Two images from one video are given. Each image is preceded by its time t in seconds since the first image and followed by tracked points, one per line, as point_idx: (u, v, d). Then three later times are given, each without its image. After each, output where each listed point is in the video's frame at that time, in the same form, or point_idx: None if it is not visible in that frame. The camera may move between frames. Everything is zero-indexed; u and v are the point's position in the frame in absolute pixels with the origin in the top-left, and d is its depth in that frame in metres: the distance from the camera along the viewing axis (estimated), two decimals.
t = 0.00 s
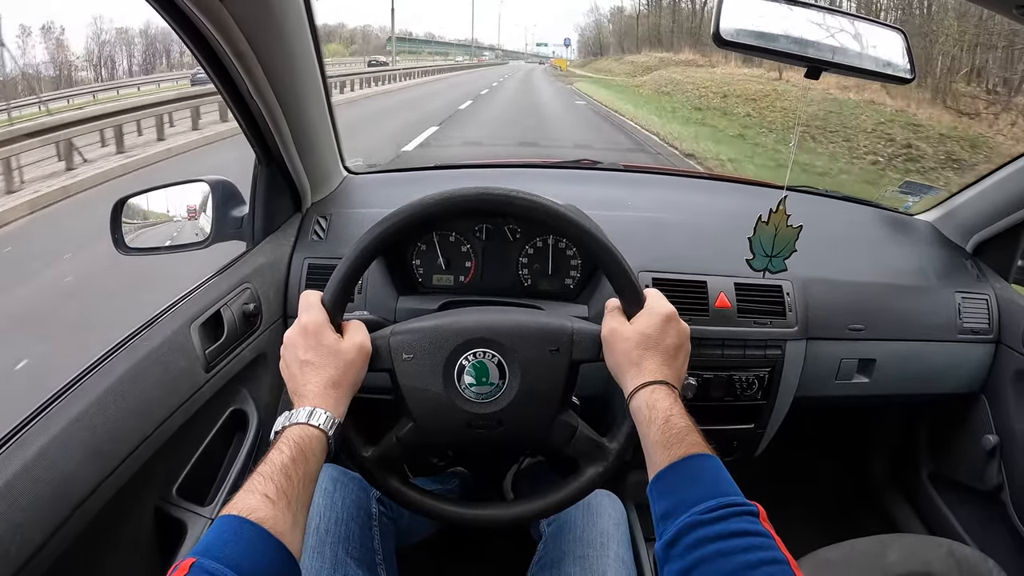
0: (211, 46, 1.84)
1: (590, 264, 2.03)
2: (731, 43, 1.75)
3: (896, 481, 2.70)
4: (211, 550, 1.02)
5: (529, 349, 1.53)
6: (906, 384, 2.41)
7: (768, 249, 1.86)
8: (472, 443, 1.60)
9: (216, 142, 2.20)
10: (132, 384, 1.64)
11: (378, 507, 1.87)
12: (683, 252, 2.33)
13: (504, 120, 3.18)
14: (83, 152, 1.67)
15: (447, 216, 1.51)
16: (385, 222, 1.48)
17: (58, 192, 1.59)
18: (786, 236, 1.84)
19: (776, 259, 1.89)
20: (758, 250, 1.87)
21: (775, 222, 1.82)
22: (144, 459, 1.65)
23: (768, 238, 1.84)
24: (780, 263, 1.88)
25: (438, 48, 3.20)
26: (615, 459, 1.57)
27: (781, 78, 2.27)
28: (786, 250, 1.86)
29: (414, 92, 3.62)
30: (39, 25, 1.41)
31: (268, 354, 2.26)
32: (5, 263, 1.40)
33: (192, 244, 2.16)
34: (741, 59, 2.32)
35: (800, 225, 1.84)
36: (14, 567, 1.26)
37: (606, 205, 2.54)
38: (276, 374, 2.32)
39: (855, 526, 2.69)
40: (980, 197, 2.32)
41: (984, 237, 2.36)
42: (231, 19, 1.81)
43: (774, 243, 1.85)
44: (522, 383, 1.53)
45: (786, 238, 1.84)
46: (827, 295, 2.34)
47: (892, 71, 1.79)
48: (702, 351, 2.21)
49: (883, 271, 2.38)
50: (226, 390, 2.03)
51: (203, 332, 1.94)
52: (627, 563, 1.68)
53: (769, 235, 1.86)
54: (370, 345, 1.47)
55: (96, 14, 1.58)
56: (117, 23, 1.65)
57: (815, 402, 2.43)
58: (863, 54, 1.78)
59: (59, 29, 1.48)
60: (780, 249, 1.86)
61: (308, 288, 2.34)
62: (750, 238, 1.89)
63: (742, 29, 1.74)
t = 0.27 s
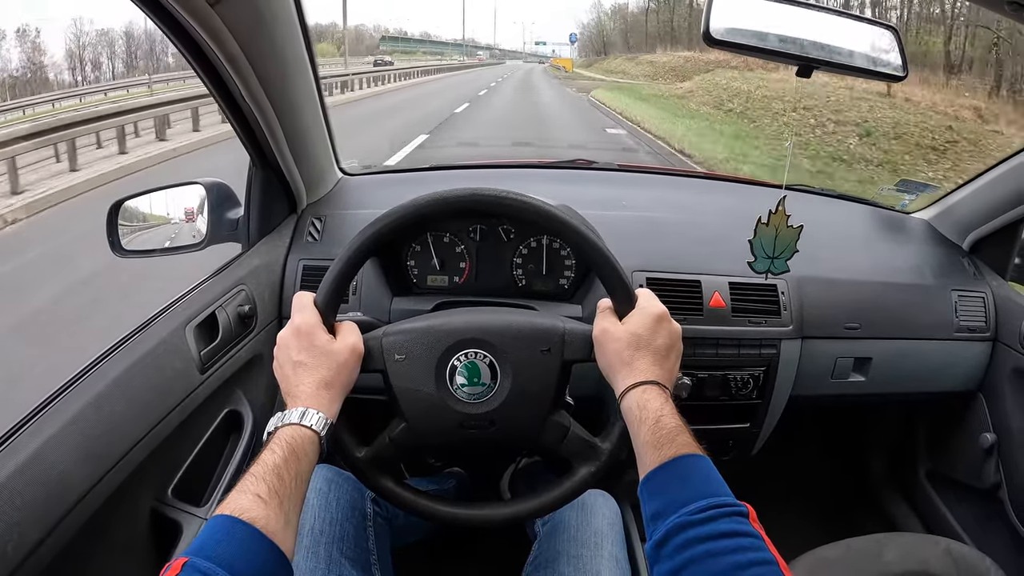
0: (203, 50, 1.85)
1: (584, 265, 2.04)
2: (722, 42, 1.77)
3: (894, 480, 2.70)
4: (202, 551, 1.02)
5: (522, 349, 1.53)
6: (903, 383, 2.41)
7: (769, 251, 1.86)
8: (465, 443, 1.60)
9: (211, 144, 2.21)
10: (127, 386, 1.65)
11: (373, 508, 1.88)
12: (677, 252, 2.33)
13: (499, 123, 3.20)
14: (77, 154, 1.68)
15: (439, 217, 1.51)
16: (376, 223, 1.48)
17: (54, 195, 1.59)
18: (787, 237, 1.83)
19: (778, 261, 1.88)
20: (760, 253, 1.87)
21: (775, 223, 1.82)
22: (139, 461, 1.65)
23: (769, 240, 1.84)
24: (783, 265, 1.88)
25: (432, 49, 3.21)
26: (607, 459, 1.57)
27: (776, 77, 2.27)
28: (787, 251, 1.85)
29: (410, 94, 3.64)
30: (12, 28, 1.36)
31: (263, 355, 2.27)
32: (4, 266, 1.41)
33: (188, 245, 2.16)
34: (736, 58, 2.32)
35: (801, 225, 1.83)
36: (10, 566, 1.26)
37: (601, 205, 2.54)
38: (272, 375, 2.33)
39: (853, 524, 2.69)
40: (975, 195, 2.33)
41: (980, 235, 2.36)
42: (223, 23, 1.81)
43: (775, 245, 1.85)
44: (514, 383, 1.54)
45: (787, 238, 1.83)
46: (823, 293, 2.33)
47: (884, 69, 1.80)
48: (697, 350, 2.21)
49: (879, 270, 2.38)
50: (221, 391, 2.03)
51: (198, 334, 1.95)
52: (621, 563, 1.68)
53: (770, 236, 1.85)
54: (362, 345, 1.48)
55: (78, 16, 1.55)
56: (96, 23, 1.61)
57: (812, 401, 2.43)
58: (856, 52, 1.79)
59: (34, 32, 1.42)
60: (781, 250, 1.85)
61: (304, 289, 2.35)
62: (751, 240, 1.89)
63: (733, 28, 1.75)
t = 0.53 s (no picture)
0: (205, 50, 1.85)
1: (585, 266, 2.04)
2: (723, 44, 1.76)
3: (893, 481, 2.70)
4: (206, 550, 1.03)
5: (524, 351, 1.53)
6: (903, 384, 2.41)
7: (761, 251, 1.86)
8: (467, 444, 1.61)
9: (212, 145, 2.21)
10: (128, 387, 1.65)
11: (375, 509, 1.88)
12: (678, 253, 2.34)
13: (501, 124, 3.21)
14: (79, 155, 1.68)
15: (442, 218, 1.51)
16: (379, 225, 1.48)
17: (57, 197, 1.60)
18: (779, 237, 1.84)
19: (768, 261, 1.89)
20: (751, 252, 1.87)
21: (768, 223, 1.82)
22: (141, 461, 1.65)
23: (761, 241, 1.84)
24: (774, 265, 1.89)
25: (430, 49, 3.21)
26: (609, 461, 1.57)
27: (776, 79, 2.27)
28: (779, 252, 1.86)
29: (410, 94, 3.64)
30: None
31: (265, 356, 2.27)
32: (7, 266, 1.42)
33: (188, 247, 2.16)
34: (736, 60, 2.32)
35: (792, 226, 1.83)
36: (11, 569, 1.26)
37: (602, 206, 2.55)
38: (273, 376, 2.33)
39: (853, 525, 2.70)
40: (976, 195, 2.34)
41: (980, 237, 2.37)
42: (225, 24, 1.81)
43: (766, 245, 1.86)
44: (516, 384, 1.54)
45: (779, 239, 1.84)
46: (823, 295, 2.34)
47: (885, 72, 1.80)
48: (698, 351, 2.22)
49: (879, 271, 2.39)
50: (222, 392, 2.03)
51: (199, 335, 1.95)
52: (623, 563, 1.68)
53: (762, 236, 1.86)
54: (365, 346, 1.48)
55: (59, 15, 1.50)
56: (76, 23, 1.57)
57: (812, 402, 2.44)
58: (855, 54, 1.79)
59: (9, 35, 1.35)
60: (772, 250, 1.86)
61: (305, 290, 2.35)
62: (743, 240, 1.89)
63: (736, 30, 1.75)
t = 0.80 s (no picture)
0: (200, 46, 1.84)
1: (584, 263, 2.04)
2: (721, 39, 1.76)
3: (894, 478, 2.69)
4: (201, 549, 1.02)
5: (522, 348, 1.52)
6: (904, 382, 2.40)
7: (759, 245, 1.85)
8: (464, 442, 1.60)
9: (210, 144, 2.21)
10: (126, 386, 1.64)
11: (373, 507, 1.87)
12: (678, 250, 2.33)
13: (502, 124, 3.22)
14: (77, 155, 1.67)
15: (439, 215, 1.51)
16: (376, 222, 1.47)
17: (55, 196, 1.59)
18: (775, 232, 1.83)
19: (766, 255, 1.88)
20: (748, 246, 1.87)
21: (765, 217, 1.83)
22: (138, 460, 1.65)
23: (758, 234, 1.84)
24: (770, 259, 1.88)
25: (429, 49, 3.21)
26: (606, 459, 1.56)
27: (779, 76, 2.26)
28: (775, 246, 1.85)
29: (410, 94, 3.65)
30: None
31: (263, 354, 2.26)
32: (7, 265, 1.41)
33: (187, 245, 2.16)
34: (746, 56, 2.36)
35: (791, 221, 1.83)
36: (8, 566, 1.26)
37: (601, 203, 2.54)
38: (271, 374, 2.33)
39: (854, 523, 2.69)
40: (975, 193, 2.33)
41: (980, 233, 2.36)
42: (220, 20, 1.81)
43: (763, 239, 1.85)
44: (514, 381, 1.53)
45: (776, 233, 1.84)
46: (823, 291, 2.33)
47: (885, 66, 1.79)
48: (698, 349, 2.21)
49: (880, 268, 2.38)
50: (220, 391, 2.03)
51: (197, 334, 1.94)
52: (622, 561, 1.67)
53: (759, 230, 1.85)
54: (362, 343, 1.47)
55: (33, 17, 1.41)
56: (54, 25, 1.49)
57: (812, 399, 2.42)
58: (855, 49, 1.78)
59: None
60: (769, 244, 1.85)
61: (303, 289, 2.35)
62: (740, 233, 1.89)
63: (734, 25, 1.75)
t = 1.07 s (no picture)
0: (198, 45, 1.83)
1: (586, 260, 2.04)
2: (724, 35, 1.75)
3: (897, 474, 2.69)
4: (206, 549, 1.02)
5: (525, 347, 1.52)
6: (906, 377, 2.40)
7: (766, 243, 1.85)
8: (468, 440, 1.60)
9: (210, 145, 2.20)
10: (129, 387, 1.64)
11: (377, 506, 1.87)
12: (679, 247, 2.32)
13: (503, 122, 3.23)
14: (77, 156, 1.67)
15: (441, 213, 1.50)
16: (378, 221, 1.47)
17: (56, 198, 1.59)
18: (783, 228, 1.84)
19: (774, 253, 1.88)
20: (756, 245, 1.86)
21: (771, 215, 1.82)
22: (141, 461, 1.64)
23: (767, 232, 1.84)
24: (779, 257, 1.88)
25: (427, 47, 3.21)
26: (610, 457, 1.56)
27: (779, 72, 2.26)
28: (783, 244, 1.85)
29: (409, 92, 3.65)
30: None
31: (265, 354, 2.26)
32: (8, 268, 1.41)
33: (188, 246, 2.16)
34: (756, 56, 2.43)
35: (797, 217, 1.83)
36: (14, 569, 1.26)
37: (602, 200, 2.53)
38: (274, 375, 2.32)
39: (858, 518, 2.69)
40: (976, 186, 2.33)
41: (981, 228, 2.35)
42: (219, 20, 1.80)
43: (771, 237, 1.85)
44: (518, 380, 1.53)
45: (784, 230, 1.84)
46: (825, 287, 2.33)
47: (885, 61, 1.81)
48: (700, 345, 2.20)
49: (882, 263, 2.37)
50: (223, 391, 2.03)
51: (199, 334, 1.94)
52: (627, 558, 1.67)
53: (767, 228, 1.85)
54: (366, 341, 1.47)
55: (20, 14, 1.37)
56: (28, 26, 1.41)
57: (815, 395, 2.42)
58: (857, 45, 1.77)
59: None
60: (778, 242, 1.85)
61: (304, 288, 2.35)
62: (747, 232, 1.88)
63: (735, 21, 1.74)
